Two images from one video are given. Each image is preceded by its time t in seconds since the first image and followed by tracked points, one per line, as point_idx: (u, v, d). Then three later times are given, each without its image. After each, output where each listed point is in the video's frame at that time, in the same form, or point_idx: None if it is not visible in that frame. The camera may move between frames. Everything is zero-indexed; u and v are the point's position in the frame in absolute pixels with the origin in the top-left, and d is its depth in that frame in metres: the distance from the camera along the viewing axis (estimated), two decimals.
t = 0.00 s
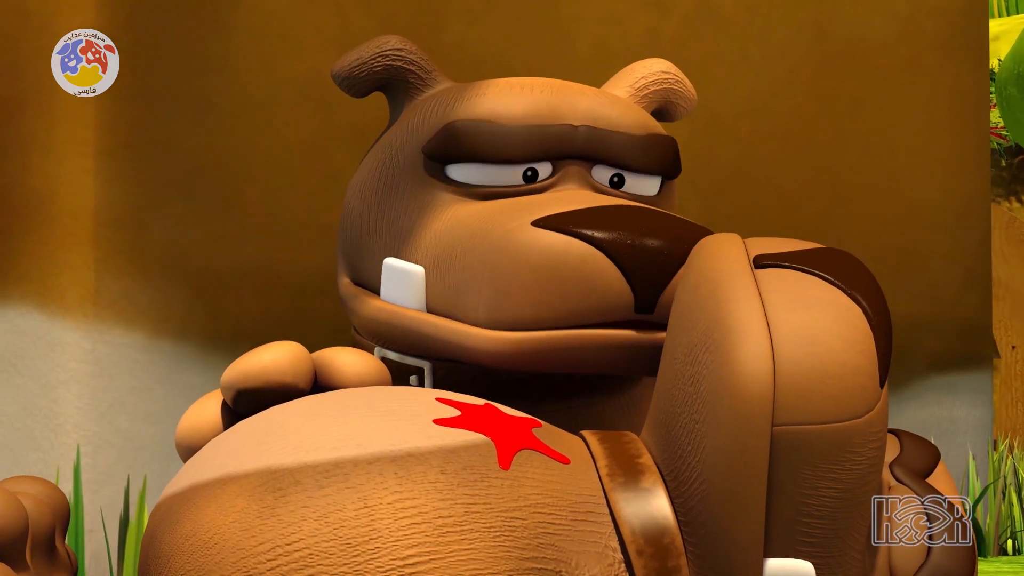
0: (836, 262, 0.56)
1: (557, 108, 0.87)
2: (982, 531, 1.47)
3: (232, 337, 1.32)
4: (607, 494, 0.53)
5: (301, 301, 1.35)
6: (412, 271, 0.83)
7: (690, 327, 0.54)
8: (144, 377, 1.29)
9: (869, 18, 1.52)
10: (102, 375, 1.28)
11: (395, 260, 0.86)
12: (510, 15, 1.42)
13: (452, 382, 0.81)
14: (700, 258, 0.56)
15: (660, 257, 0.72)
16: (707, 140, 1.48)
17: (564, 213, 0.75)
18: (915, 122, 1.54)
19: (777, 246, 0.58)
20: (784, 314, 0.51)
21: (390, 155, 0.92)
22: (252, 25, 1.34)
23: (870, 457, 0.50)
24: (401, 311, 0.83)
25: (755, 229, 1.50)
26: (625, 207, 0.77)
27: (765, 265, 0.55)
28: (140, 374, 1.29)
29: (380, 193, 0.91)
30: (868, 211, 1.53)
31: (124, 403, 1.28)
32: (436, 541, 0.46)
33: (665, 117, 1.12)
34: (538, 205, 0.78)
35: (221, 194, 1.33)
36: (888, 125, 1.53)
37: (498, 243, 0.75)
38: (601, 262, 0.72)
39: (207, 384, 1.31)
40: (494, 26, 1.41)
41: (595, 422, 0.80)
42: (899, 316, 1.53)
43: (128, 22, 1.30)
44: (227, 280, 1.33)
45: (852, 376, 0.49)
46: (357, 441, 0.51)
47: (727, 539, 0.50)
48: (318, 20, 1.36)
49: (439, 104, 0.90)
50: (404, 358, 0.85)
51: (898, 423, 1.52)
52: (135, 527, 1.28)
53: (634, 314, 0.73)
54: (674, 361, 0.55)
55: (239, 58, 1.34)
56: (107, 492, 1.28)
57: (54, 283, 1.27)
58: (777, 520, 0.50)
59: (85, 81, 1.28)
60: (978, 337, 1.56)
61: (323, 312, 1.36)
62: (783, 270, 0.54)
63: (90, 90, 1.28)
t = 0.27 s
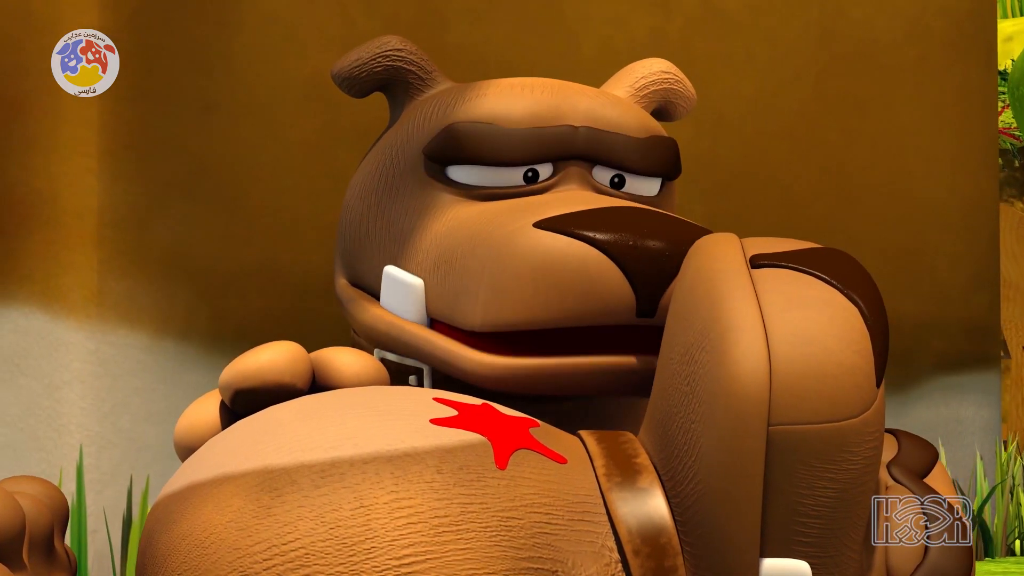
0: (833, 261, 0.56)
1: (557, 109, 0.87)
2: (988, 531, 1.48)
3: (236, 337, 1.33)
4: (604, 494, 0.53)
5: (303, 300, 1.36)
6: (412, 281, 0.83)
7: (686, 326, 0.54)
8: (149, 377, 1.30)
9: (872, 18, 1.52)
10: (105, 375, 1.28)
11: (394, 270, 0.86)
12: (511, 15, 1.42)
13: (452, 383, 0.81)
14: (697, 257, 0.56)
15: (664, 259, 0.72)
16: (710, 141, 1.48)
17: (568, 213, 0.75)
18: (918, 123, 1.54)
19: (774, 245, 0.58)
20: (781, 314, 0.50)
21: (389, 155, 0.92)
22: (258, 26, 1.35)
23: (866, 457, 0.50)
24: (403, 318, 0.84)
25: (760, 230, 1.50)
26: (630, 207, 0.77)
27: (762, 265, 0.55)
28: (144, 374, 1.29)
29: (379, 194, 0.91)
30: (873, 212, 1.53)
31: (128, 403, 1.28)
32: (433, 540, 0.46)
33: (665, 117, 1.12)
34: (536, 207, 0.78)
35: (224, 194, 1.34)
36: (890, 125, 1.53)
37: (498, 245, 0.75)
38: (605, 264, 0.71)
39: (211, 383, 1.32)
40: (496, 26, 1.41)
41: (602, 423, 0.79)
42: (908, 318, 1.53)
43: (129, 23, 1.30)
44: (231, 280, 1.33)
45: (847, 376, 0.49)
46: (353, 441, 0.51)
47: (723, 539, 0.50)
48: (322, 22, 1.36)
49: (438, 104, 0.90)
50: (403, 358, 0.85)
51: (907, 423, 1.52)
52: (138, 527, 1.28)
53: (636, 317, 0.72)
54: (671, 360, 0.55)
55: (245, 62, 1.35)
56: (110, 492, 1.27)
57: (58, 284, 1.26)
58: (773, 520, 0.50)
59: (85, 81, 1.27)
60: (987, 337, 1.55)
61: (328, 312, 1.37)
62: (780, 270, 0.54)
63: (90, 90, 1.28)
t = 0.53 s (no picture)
0: (830, 261, 0.56)
1: (555, 109, 0.87)
2: (996, 530, 1.46)
3: (239, 337, 1.34)
4: (601, 493, 0.53)
5: (306, 301, 1.37)
6: (408, 273, 0.82)
7: (684, 326, 0.54)
8: (152, 377, 1.30)
9: (878, 17, 1.51)
10: (107, 375, 1.28)
11: (390, 262, 0.86)
12: (512, 15, 1.42)
13: (453, 382, 0.81)
14: (695, 257, 0.56)
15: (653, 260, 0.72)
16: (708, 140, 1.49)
17: (557, 212, 0.75)
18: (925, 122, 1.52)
19: (771, 245, 0.58)
20: (777, 314, 0.50)
21: (389, 156, 0.92)
22: (262, 27, 1.35)
23: (862, 457, 0.50)
24: (396, 309, 0.83)
25: (760, 229, 1.50)
26: (626, 207, 0.77)
27: (759, 265, 0.55)
28: (147, 375, 1.30)
29: (375, 193, 0.92)
30: (878, 211, 1.52)
31: (130, 403, 1.29)
32: (430, 540, 0.46)
33: (665, 117, 1.12)
34: (532, 207, 0.78)
35: (227, 195, 1.34)
36: (895, 125, 1.52)
37: (493, 245, 0.74)
38: (592, 263, 0.71)
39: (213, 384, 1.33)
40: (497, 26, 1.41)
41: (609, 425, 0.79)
42: (915, 319, 1.53)
43: (130, 22, 1.30)
44: (234, 281, 1.34)
45: (843, 376, 0.49)
46: (350, 441, 0.51)
47: (720, 539, 0.50)
48: (326, 23, 1.37)
49: (438, 104, 0.90)
50: (402, 358, 0.84)
51: (913, 424, 1.52)
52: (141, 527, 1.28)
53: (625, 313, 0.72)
54: (668, 360, 0.55)
55: (249, 62, 1.35)
56: (112, 492, 1.28)
57: (61, 284, 1.26)
58: (769, 519, 0.50)
59: (85, 81, 1.27)
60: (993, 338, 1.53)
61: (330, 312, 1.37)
62: (777, 269, 0.54)
63: (90, 90, 1.28)
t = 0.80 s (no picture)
0: (826, 261, 0.56)
1: (554, 108, 0.87)
2: (1002, 532, 1.48)
3: (243, 337, 1.34)
4: (598, 493, 0.53)
5: (310, 301, 1.37)
6: (407, 275, 0.82)
7: (680, 326, 0.54)
8: (155, 377, 1.30)
9: (884, 18, 1.51)
10: (110, 376, 1.28)
11: (392, 263, 0.86)
12: (515, 15, 1.42)
13: (451, 385, 0.80)
14: (691, 256, 0.56)
15: (654, 259, 0.71)
16: (713, 140, 1.48)
17: (559, 212, 0.75)
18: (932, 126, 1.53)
19: (766, 244, 0.58)
20: (773, 313, 0.50)
21: (388, 156, 0.92)
22: (267, 26, 1.35)
23: (858, 457, 0.50)
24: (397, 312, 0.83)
25: (766, 230, 1.50)
26: (623, 206, 0.77)
27: (754, 264, 0.55)
28: (150, 375, 1.30)
29: (377, 193, 0.92)
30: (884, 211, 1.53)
31: (134, 403, 1.29)
32: (426, 540, 0.46)
33: (665, 117, 1.12)
34: (532, 207, 0.78)
35: (230, 195, 1.35)
36: (898, 125, 1.52)
37: (491, 244, 0.75)
38: (592, 263, 0.71)
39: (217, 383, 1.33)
40: (500, 26, 1.41)
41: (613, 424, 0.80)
42: (923, 319, 1.53)
43: (131, 22, 1.30)
44: (238, 280, 1.34)
45: (839, 375, 0.49)
46: (347, 440, 0.51)
47: (716, 538, 0.50)
48: (332, 23, 1.37)
49: (436, 104, 0.91)
50: (402, 358, 0.84)
51: (923, 423, 1.51)
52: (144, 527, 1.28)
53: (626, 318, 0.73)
54: (665, 359, 0.55)
55: (252, 62, 1.35)
56: (116, 492, 1.27)
57: (63, 284, 1.25)
58: (765, 519, 0.50)
59: (85, 81, 1.26)
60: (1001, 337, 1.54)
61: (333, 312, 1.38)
62: (773, 269, 0.54)
63: (90, 90, 1.27)
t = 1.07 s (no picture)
0: (823, 260, 0.56)
1: (554, 108, 0.87)
2: (1009, 532, 1.48)
3: (246, 337, 1.33)
4: (596, 494, 0.53)
5: (314, 301, 1.37)
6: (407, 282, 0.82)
7: (676, 325, 0.54)
8: (158, 378, 1.30)
9: (886, 18, 1.51)
10: (113, 376, 1.28)
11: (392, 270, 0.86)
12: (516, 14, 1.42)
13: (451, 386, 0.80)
14: (688, 256, 0.56)
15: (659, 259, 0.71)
16: (716, 140, 1.47)
17: (563, 213, 0.75)
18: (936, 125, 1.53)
19: (763, 244, 0.58)
20: (769, 313, 0.50)
21: (387, 156, 0.92)
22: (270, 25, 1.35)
23: (854, 456, 0.50)
24: (396, 319, 0.84)
25: (771, 230, 1.49)
26: (624, 207, 0.77)
27: (752, 263, 0.55)
28: (152, 375, 1.29)
29: (376, 193, 0.92)
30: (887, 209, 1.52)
31: (137, 403, 1.28)
32: (422, 539, 0.46)
33: (664, 117, 1.12)
34: (532, 207, 0.78)
35: (232, 195, 1.34)
36: (901, 125, 1.52)
37: (494, 245, 0.75)
38: (599, 264, 0.71)
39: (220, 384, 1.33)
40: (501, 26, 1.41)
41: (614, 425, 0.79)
42: (927, 319, 1.53)
43: (132, 23, 1.30)
44: (241, 281, 1.34)
45: (834, 375, 0.49)
46: (344, 440, 0.51)
47: (712, 538, 0.50)
48: (334, 22, 1.37)
49: (435, 105, 0.91)
50: (401, 359, 0.84)
51: (930, 423, 1.50)
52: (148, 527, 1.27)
53: (629, 318, 0.72)
54: (662, 359, 0.55)
55: (253, 62, 1.35)
56: (119, 492, 1.27)
57: (66, 283, 1.26)
58: (762, 518, 0.50)
59: (85, 81, 1.27)
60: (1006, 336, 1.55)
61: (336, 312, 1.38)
62: (770, 268, 0.54)
63: (90, 90, 1.28)
